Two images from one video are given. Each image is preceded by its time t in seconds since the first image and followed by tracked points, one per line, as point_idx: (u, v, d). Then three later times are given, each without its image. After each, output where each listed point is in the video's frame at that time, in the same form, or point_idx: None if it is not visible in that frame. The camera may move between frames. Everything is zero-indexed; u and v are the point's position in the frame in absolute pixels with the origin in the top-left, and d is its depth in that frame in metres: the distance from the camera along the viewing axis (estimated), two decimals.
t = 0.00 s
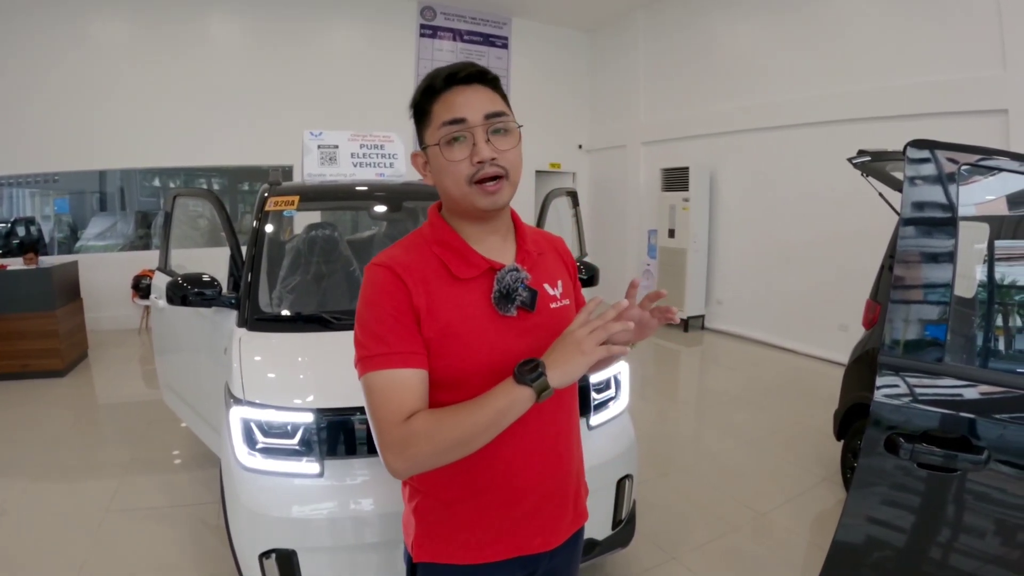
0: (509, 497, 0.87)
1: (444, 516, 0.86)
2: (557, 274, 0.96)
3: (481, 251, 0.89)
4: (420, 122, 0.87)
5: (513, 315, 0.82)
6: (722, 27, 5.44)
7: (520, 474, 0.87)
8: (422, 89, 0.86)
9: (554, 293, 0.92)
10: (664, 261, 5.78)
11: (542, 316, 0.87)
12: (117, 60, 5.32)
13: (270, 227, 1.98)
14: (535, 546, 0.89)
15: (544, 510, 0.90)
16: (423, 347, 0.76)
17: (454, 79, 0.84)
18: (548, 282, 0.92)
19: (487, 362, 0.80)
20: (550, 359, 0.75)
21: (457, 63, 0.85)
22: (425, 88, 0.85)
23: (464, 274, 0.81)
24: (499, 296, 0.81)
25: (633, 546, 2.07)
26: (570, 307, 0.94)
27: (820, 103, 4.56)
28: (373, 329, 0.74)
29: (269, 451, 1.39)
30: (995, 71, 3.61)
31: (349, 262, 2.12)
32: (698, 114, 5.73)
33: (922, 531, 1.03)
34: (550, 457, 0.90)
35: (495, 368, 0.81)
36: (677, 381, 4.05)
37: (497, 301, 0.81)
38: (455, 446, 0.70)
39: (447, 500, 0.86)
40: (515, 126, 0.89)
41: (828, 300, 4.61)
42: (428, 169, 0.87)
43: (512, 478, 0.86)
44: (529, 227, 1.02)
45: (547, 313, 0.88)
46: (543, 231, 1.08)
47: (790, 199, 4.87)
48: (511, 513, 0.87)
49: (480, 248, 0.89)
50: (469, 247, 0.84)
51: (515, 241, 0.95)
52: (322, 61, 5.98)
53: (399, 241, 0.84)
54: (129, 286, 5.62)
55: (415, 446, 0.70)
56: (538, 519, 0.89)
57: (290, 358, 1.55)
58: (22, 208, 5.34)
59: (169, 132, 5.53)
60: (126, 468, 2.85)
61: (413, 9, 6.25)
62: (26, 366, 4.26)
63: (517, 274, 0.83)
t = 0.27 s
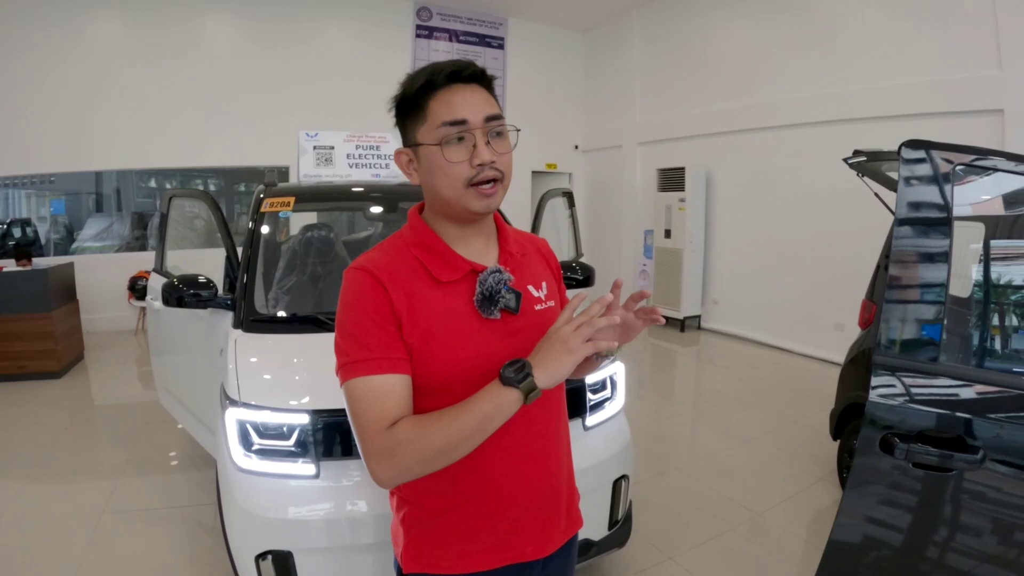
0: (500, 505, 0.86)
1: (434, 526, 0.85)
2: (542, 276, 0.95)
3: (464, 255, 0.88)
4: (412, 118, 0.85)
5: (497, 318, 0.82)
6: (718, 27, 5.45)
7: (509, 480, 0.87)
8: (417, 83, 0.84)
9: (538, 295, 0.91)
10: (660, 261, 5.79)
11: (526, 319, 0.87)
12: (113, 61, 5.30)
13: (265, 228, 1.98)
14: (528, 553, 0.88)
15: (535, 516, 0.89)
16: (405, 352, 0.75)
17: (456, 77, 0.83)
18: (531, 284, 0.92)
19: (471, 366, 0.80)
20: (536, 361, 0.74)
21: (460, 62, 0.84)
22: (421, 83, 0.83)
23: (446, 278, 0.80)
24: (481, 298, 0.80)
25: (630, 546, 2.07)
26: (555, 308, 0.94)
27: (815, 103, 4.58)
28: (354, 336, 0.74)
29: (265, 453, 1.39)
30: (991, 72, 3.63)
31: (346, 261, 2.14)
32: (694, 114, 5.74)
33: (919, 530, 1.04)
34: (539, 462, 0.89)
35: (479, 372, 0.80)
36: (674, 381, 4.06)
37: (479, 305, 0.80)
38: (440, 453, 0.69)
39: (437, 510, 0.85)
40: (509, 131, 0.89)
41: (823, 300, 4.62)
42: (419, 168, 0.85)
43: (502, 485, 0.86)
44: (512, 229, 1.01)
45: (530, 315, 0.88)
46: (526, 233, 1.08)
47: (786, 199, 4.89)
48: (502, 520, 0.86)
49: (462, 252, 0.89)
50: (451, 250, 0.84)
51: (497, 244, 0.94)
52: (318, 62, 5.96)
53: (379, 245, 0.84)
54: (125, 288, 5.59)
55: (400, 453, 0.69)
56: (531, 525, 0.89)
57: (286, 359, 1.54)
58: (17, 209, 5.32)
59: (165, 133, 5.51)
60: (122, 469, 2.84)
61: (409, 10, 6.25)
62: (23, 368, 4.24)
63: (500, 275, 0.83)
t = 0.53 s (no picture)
0: (490, 509, 0.86)
1: (424, 535, 0.84)
2: (521, 278, 0.96)
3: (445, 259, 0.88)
4: (400, 118, 0.83)
5: (480, 320, 0.82)
6: (713, 29, 5.47)
7: (498, 484, 0.86)
8: (407, 82, 0.82)
9: (519, 296, 0.92)
10: (656, 262, 5.80)
11: (508, 321, 0.87)
12: (107, 61, 5.27)
13: (260, 229, 1.96)
14: (519, 557, 0.88)
15: (525, 520, 0.89)
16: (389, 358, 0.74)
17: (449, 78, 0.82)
18: (512, 285, 0.92)
19: (454, 370, 0.79)
20: (525, 360, 0.74)
21: (451, 64, 0.83)
22: (412, 82, 0.82)
23: (428, 282, 0.80)
24: (463, 301, 0.80)
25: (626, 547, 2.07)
26: (536, 309, 0.94)
27: (810, 104, 4.60)
28: (338, 344, 0.72)
29: (259, 455, 1.38)
30: (985, 73, 3.65)
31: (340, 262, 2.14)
32: (690, 115, 5.75)
33: (914, 530, 1.04)
34: (526, 464, 0.89)
35: (462, 376, 0.80)
36: (669, 381, 4.06)
37: (462, 308, 0.80)
38: (433, 459, 0.68)
39: (426, 518, 0.84)
40: (495, 134, 0.89)
41: (818, 300, 4.64)
42: (404, 170, 0.84)
43: (491, 490, 0.86)
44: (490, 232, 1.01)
45: (512, 318, 0.88)
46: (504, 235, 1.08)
47: (782, 200, 4.90)
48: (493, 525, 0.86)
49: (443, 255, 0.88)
50: (432, 254, 0.83)
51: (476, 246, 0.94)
52: (314, 62, 5.95)
53: (357, 251, 0.82)
54: (121, 289, 5.56)
55: (392, 462, 0.68)
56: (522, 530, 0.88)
57: (281, 361, 1.54)
58: (13, 210, 5.28)
59: (160, 133, 5.49)
60: (117, 471, 2.82)
61: (405, 10, 6.25)
62: (19, 369, 4.21)
63: (482, 277, 0.82)
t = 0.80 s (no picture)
0: (483, 511, 0.85)
1: (418, 539, 0.84)
2: (508, 278, 0.96)
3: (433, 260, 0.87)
4: (384, 120, 0.83)
5: (470, 322, 0.81)
6: (711, 30, 5.48)
7: (491, 486, 0.86)
8: (389, 83, 0.82)
9: (508, 297, 0.92)
10: (654, 262, 5.80)
11: (498, 322, 0.87)
12: (105, 61, 5.26)
13: (258, 230, 1.97)
14: (513, 559, 0.88)
15: (519, 522, 0.89)
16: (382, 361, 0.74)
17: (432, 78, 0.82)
18: (500, 286, 0.92)
19: (445, 372, 0.79)
20: (540, 379, 0.74)
21: (433, 64, 0.83)
22: (394, 83, 0.82)
23: (417, 283, 0.79)
24: (454, 302, 0.80)
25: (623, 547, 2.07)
26: (523, 309, 0.94)
27: (808, 105, 4.61)
28: (331, 347, 0.71)
29: (257, 455, 1.38)
30: (982, 74, 3.66)
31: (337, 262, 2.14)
32: (688, 116, 5.76)
33: (911, 530, 1.04)
34: (517, 465, 0.90)
35: (453, 378, 0.80)
36: (667, 382, 4.07)
37: (452, 309, 0.80)
38: (437, 468, 0.68)
39: (420, 522, 0.84)
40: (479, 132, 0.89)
41: (815, 301, 4.65)
42: (390, 171, 0.84)
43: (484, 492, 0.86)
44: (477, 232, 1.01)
45: (502, 318, 0.88)
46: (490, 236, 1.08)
47: (779, 201, 4.91)
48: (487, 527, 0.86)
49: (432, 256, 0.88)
50: (422, 255, 0.83)
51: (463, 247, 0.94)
52: (312, 63, 5.94)
53: (346, 252, 0.82)
54: (119, 289, 5.55)
55: (395, 469, 0.68)
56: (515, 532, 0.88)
57: (278, 361, 1.53)
58: (10, 210, 5.25)
59: (159, 133, 5.48)
60: (114, 472, 2.81)
61: (403, 11, 6.25)
62: (16, 370, 4.19)
63: (472, 279, 0.82)
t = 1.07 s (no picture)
0: (475, 512, 0.85)
1: (408, 539, 0.83)
2: (503, 279, 0.96)
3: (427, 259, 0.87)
4: (370, 118, 0.84)
5: (463, 323, 0.81)
6: (710, 29, 5.48)
7: (482, 486, 0.86)
8: (374, 81, 0.83)
9: (500, 298, 0.92)
10: (653, 262, 5.81)
11: (490, 323, 0.87)
12: (104, 61, 5.25)
13: (257, 230, 1.97)
14: (503, 560, 0.88)
15: (509, 522, 0.89)
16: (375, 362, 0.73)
17: (411, 74, 0.82)
18: (494, 287, 0.93)
19: (438, 374, 0.79)
20: (526, 383, 0.75)
21: (417, 59, 0.83)
22: (377, 81, 0.82)
23: (410, 283, 0.79)
24: (448, 303, 0.80)
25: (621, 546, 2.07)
26: (516, 311, 0.95)
27: (807, 105, 4.61)
28: (322, 349, 0.70)
29: (256, 455, 1.37)
30: (981, 73, 3.66)
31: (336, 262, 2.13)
32: (687, 116, 5.76)
33: (911, 530, 1.04)
34: (509, 465, 0.90)
35: (445, 379, 0.79)
36: (665, 381, 4.07)
37: (446, 310, 0.80)
38: (428, 472, 0.69)
39: (411, 523, 0.83)
40: (470, 128, 0.88)
41: (814, 301, 4.66)
42: (377, 169, 0.84)
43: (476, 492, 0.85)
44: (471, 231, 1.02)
45: (495, 320, 0.88)
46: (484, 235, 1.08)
47: (778, 200, 4.92)
48: (478, 528, 0.86)
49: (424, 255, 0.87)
50: (416, 254, 0.82)
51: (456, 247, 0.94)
52: (310, 62, 5.93)
53: (338, 250, 0.81)
54: (118, 289, 5.54)
55: (386, 473, 0.68)
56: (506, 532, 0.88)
57: (277, 362, 1.53)
58: (8, 210, 5.24)
59: (157, 133, 5.47)
60: (113, 472, 2.80)
61: (402, 11, 6.25)
62: (15, 370, 4.19)
63: (466, 280, 0.83)
